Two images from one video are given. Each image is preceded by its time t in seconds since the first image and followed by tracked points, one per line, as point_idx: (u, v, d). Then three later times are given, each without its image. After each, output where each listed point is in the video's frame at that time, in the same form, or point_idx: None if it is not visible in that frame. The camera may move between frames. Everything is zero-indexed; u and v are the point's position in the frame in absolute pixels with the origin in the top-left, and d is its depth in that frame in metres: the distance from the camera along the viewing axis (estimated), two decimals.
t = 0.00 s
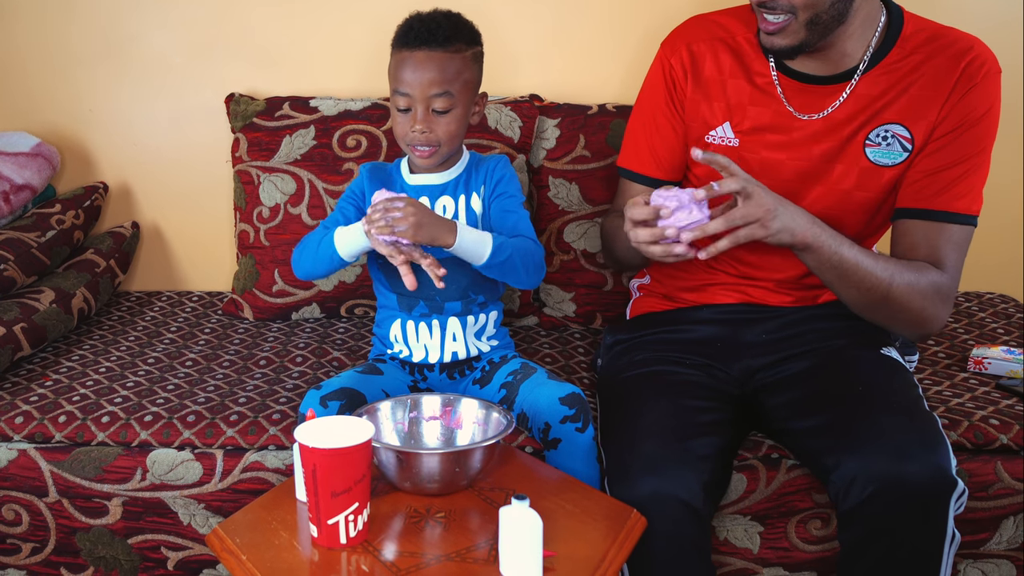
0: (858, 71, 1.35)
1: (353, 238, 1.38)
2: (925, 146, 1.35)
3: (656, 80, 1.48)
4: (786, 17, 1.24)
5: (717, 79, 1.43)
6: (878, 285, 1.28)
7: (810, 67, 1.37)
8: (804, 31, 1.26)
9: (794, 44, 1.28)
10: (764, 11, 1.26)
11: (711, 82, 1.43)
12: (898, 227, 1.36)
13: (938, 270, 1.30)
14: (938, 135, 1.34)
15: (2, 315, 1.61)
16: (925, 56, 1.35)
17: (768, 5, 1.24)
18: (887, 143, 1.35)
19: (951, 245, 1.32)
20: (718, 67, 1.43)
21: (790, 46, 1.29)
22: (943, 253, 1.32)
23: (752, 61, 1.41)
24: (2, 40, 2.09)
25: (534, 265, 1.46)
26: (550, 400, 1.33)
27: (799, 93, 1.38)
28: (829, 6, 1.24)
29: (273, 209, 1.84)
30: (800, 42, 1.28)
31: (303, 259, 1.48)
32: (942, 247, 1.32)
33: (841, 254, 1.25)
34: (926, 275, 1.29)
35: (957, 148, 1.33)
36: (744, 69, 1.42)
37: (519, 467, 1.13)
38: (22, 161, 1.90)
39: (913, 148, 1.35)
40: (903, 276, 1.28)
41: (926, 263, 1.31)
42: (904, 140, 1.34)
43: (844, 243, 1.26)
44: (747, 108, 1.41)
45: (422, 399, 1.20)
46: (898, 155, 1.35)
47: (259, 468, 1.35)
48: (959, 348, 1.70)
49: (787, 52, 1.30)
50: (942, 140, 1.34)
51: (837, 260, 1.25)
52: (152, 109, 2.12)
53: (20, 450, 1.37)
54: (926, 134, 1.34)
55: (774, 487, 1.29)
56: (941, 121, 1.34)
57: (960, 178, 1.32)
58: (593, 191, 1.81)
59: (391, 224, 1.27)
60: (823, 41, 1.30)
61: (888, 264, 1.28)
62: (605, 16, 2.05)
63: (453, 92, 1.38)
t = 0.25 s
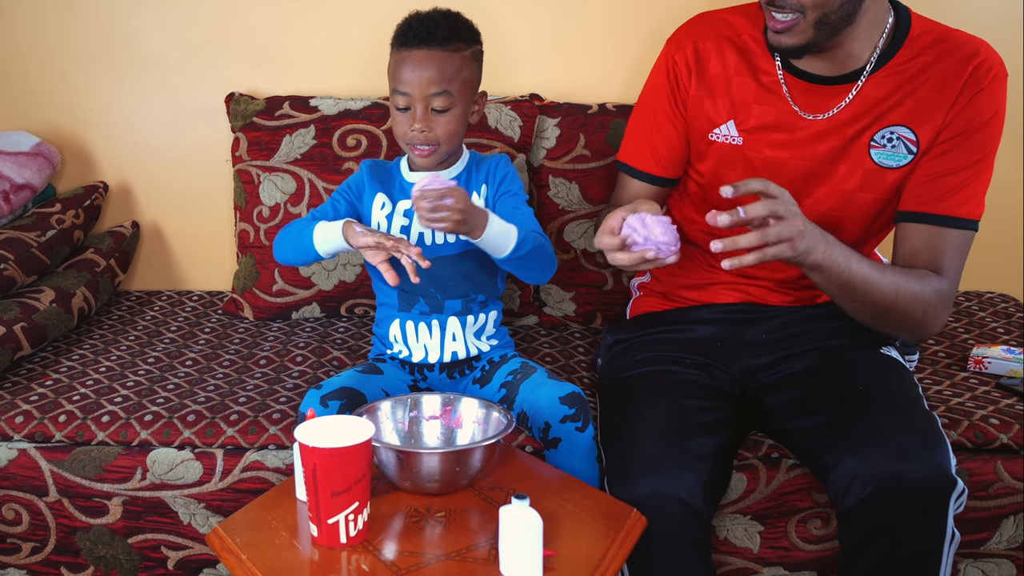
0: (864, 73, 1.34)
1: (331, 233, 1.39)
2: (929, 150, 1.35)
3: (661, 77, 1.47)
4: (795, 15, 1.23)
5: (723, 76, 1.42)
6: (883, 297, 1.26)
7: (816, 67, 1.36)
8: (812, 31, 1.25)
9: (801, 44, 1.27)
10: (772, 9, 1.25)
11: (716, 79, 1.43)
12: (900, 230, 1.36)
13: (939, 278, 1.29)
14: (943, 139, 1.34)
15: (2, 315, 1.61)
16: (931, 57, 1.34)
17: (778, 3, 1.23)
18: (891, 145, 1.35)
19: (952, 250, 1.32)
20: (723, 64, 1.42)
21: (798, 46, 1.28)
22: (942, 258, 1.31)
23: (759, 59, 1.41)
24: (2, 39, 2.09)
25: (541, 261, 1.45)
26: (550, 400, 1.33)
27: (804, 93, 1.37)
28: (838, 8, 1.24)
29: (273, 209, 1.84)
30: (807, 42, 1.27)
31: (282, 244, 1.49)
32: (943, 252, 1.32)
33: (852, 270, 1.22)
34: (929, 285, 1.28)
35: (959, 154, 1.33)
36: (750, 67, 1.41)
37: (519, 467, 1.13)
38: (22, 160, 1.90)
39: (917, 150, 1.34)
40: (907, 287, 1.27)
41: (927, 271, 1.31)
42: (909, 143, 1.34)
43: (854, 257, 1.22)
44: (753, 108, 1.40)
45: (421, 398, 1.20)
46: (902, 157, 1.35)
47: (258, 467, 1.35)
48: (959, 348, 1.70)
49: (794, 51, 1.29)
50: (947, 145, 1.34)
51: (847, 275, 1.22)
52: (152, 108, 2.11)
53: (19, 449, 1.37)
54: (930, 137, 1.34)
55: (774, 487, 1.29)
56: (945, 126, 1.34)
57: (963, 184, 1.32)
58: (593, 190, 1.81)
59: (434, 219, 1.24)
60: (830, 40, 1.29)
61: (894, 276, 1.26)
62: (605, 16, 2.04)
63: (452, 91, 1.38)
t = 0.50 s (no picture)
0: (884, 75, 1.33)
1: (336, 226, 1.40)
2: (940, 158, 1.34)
3: (675, 59, 1.45)
4: (821, 13, 1.21)
5: (740, 66, 1.40)
6: (870, 318, 1.26)
7: (836, 65, 1.34)
8: (837, 30, 1.23)
9: (824, 42, 1.25)
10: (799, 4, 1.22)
11: (733, 66, 1.41)
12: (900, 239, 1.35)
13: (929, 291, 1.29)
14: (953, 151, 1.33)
15: (2, 314, 1.61)
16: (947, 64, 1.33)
17: None
18: (901, 151, 1.34)
19: (945, 266, 1.32)
20: (743, 51, 1.40)
21: (822, 43, 1.25)
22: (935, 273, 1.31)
23: (780, 50, 1.39)
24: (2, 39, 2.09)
25: (538, 251, 1.47)
26: (550, 399, 1.33)
27: (822, 90, 1.35)
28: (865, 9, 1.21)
29: (273, 208, 1.84)
30: (831, 40, 1.24)
31: (283, 234, 1.49)
32: (936, 266, 1.32)
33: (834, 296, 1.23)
34: (918, 302, 1.27)
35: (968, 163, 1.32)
36: (769, 58, 1.39)
37: (519, 466, 1.13)
38: (22, 160, 1.90)
39: (926, 159, 1.34)
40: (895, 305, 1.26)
41: (918, 285, 1.31)
42: (920, 151, 1.34)
43: (838, 282, 1.23)
44: (767, 97, 1.39)
45: (422, 398, 1.20)
46: (911, 165, 1.34)
47: (259, 466, 1.35)
48: (959, 347, 1.70)
49: (817, 48, 1.27)
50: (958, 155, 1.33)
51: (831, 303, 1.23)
52: (152, 108, 2.12)
53: (20, 449, 1.36)
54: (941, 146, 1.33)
55: (774, 486, 1.29)
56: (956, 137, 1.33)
57: (970, 199, 1.32)
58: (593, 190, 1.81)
59: (412, 199, 1.25)
60: (855, 41, 1.26)
61: (881, 296, 1.26)
62: (605, 15, 2.05)
63: (454, 90, 1.37)
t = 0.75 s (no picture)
0: (918, 80, 1.28)
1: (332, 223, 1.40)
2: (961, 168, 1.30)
3: (701, 50, 1.42)
4: (857, 15, 1.18)
5: (767, 62, 1.38)
6: (867, 321, 1.26)
7: (868, 69, 1.29)
8: (872, 32, 1.20)
9: (856, 43, 1.23)
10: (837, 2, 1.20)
11: (761, 62, 1.38)
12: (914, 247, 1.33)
13: (937, 301, 1.27)
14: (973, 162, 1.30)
15: (2, 314, 1.61)
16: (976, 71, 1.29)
17: None
18: (924, 159, 1.31)
19: (961, 277, 1.29)
20: (772, 47, 1.37)
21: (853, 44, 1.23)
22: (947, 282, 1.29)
23: (811, 48, 1.35)
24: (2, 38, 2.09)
25: (534, 254, 1.46)
26: (550, 399, 1.33)
27: (854, 94, 1.32)
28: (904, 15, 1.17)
29: (273, 207, 1.84)
30: (865, 41, 1.22)
31: (282, 234, 1.49)
32: (949, 276, 1.29)
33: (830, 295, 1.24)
34: (922, 311, 1.26)
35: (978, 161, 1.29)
36: (800, 56, 1.36)
37: (520, 466, 1.13)
38: (23, 160, 1.90)
39: (949, 169, 1.30)
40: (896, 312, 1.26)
41: (927, 293, 1.29)
42: (943, 160, 1.30)
43: (836, 281, 1.24)
44: (794, 97, 1.36)
45: (421, 398, 1.20)
46: (933, 174, 1.31)
47: (259, 466, 1.35)
48: (959, 347, 1.70)
49: (849, 48, 1.25)
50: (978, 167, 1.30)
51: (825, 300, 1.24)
52: (152, 107, 2.12)
53: (20, 448, 1.36)
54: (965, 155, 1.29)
55: (775, 485, 1.29)
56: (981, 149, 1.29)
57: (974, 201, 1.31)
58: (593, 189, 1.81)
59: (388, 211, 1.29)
60: (891, 44, 1.23)
61: (881, 299, 1.26)
62: (605, 15, 2.05)
63: (455, 91, 1.37)
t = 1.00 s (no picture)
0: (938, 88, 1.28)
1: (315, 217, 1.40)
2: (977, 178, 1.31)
3: (722, 48, 1.40)
4: (884, 21, 1.17)
5: (788, 62, 1.35)
6: (882, 336, 1.26)
7: (891, 74, 1.28)
8: (897, 40, 1.19)
9: (880, 51, 1.22)
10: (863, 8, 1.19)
11: (782, 62, 1.36)
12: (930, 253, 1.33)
13: (948, 309, 1.28)
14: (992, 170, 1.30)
15: (3, 313, 1.61)
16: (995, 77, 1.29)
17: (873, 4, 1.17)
18: (943, 165, 1.30)
19: (973, 286, 1.30)
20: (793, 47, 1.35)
21: (875, 52, 1.22)
22: (961, 293, 1.29)
23: (833, 50, 1.33)
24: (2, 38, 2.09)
25: (544, 258, 1.47)
26: (550, 398, 1.33)
27: (877, 99, 1.30)
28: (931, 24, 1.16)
29: (273, 207, 1.84)
30: (889, 49, 1.21)
31: (276, 226, 1.48)
32: (962, 284, 1.30)
33: (841, 314, 1.22)
34: (933, 321, 1.26)
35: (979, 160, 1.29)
36: (823, 57, 1.33)
37: (520, 465, 1.13)
38: (23, 159, 1.90)
39: (967, 176, 1.30)
40: (908, 324, 1.25)
41: (939, 302, 1.29)
42: (962, 167, 1.30)
43: (846, 297, 1.23)
44: (815, 99, 1.34)
45: (422, 397, 1.20)
46: (952, 181, 1.30)
47: (259, 465, 1.35)
48: (959, 346, 1.70)
49: (871, 56, 1.24)
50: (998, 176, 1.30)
51: (835, 319, 1.23)
52: (152, 106, 2.12)
53: (20, 448, 1.36)
54: (980, 163, 1.30)
55: (775, 484, 1.29)
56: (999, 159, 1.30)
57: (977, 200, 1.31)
58: (593, 188, 1.80)
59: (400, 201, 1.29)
60: (915, 52, 1.22)
61: (893, 312, 1.25)
62: (605, 14, 2.05)
63: (452, 91, 1.37)
